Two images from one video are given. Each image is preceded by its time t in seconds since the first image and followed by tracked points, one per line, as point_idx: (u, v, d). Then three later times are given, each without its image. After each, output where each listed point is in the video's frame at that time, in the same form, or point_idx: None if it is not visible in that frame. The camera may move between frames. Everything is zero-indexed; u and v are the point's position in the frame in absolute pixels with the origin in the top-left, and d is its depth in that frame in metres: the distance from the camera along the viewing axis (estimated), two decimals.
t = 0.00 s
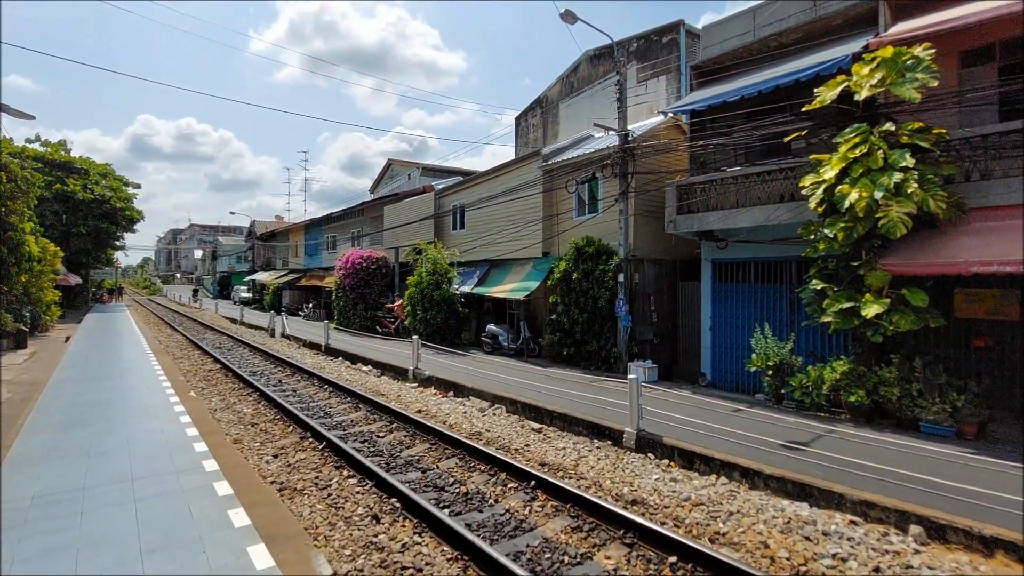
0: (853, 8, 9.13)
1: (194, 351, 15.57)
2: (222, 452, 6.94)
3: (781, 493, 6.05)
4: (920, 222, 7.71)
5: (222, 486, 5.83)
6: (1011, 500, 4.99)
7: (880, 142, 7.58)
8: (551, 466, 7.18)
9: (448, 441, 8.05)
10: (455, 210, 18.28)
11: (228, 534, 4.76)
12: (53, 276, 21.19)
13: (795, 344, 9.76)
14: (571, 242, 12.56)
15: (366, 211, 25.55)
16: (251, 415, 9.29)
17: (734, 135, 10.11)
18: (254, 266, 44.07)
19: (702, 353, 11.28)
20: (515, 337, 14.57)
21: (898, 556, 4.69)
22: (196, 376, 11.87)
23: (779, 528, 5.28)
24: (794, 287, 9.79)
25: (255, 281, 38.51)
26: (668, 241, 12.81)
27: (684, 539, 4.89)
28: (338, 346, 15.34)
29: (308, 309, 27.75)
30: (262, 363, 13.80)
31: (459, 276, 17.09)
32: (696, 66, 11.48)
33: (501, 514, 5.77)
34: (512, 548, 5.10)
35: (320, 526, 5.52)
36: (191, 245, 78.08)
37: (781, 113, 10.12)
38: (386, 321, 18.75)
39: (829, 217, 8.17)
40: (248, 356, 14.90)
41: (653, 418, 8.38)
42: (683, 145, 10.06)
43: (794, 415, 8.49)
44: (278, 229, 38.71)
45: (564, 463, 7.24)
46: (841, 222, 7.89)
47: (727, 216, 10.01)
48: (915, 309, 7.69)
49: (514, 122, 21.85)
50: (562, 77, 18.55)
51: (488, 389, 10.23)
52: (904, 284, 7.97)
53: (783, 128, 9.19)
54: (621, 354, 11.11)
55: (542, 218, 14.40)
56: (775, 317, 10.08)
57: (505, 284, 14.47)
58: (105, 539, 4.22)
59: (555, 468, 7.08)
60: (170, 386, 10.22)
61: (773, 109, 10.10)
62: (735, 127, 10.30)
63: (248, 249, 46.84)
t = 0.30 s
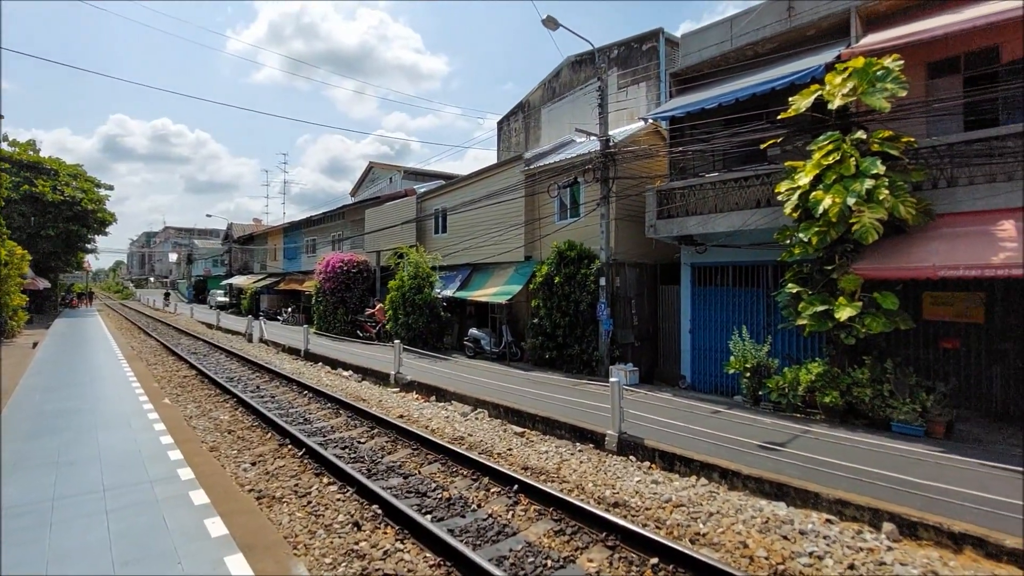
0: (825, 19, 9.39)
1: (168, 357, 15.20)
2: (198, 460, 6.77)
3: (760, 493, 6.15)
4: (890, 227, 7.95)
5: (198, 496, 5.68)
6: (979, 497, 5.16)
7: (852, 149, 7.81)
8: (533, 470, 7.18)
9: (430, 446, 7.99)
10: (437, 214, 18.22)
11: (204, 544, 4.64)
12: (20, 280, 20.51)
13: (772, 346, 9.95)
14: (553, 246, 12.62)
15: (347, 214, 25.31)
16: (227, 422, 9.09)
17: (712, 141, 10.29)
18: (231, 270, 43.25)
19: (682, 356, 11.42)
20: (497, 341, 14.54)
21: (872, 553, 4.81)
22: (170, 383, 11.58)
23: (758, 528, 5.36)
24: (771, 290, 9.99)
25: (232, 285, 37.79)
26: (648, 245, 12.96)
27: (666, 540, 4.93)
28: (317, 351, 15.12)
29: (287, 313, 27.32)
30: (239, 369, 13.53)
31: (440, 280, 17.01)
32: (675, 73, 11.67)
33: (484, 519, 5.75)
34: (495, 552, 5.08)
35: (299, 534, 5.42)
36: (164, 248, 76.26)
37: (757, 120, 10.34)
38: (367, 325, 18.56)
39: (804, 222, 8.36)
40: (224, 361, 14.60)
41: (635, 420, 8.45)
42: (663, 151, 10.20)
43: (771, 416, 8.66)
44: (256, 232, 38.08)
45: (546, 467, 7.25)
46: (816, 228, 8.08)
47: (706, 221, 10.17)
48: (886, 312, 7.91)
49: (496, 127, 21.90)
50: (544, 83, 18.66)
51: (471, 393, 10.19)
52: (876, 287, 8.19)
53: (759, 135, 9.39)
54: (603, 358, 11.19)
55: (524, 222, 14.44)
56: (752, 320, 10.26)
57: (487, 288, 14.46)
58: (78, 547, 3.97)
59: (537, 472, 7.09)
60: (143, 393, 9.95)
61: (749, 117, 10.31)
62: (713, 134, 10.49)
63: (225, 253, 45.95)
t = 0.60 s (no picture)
0: (812, 26, 9.52)
1: (154, 361, 14.98)
2: (186, 465, 6.68)
3: (749, 494, 6.20)
4: (876, 231, 8.08)
5: (186, 501, 5.60)
6: (962, 496, 5.24)
7: (838, 154, 7.92)
8: (525, 473, 7.17)
9: (421, 450, 7.95)
10: (428, 217, 18.18)
11: (191, 549, 4.57)
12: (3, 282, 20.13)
13: (761, 348, 10.04)
14: (544, 248, 12.65)
15: (337, 216, 25.17)
16: (215, 426, 8.98)
17: (702, 145, 10.38)
18: (219, 272, 42.81)
19: (672, 358, 11.48)
20: (488, 344, 14.53)
21: (859, 552, 4.86)
22: (157, 386, 11.42)
23: (747, 529, 5.41)
24: (760, 293, 10.09)
25: (220, 287, 37.40)
26: (638, 248, 13.03)
27: (657, 542, 4.95)
28: (307, 354, 15.00)
29: (275, 315, 27.08)
30: (227, 373, 13.38)
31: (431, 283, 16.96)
32: (665, 78, 11.76)
33: (475, 523, 5.74)
34: (486, 555, 5.07)
35: (289, 539, 5.36)
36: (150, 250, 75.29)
37: (746, 125, 10.45)
38: (357, 328, 18.46)
39: (792, 226, 8.46)
40: (212, 365, 14.43)
41: (626, 423, 8.48)
42: (653, 155, 10.27)
43: (760, 418, 8.74)
44: (245, 234, 37.74)
45: (537, 470, 7.25)
46: (803, 231, 8.18)
47: (695, 224, 10.25)
48: (872, 314, 8.03)
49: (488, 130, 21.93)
50: (535, 86, 18.72)
51: (462, 396, 10.17)
52: (862, 290, 8.30)
53: (747, 140, 9.50)
54: (594, 360, 11.22)
55: (515, 225, 14.46)
56: (741, 322, 10.35)
57: (478, 290, 14.45)
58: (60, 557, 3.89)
59: (528, 474, 7.09)
60: (129, 398, 9.79)
61: (738, 122, 10.41)
62: (702, 138, 10.58)
63: (213, 255, 45.47)
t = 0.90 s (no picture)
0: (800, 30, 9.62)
1: (141, 362, 14.79)
2: (174, 467, 6.60)
3: (738, 493, 6.25)
4: (863, 233, 8.19)
5: (173, 503, 5.53)
6: (946, 495, 5.33)
7: (826, 157, 8.02)
8: (516, 473, 7.17)
9: (412, 451, 7.92)
10: (419, 217, 18.13)
11: (179, 552, 4.51)
12: None
13: (749, 349, 10.13)
14: (535, 249, 12.67)
15: (327, 216, 25.01)
16: (203, 428, 8.89)
17: (692, 147, 10.45)
18: (207, 271, 42.39)
19: (663, 358, 11.55)
20: (479, 344, 14.52)
21: (845, 550, 4.93)
22: (144, 388, 11.28)
23: (736, 528, 5.45)
24: (749, 294, 10.18)
25: (208, 287, 37.01)
26: (629, 249, 13.10)
27: (647, 541, 4.98)
28: (297, 355, 14.90)
29: (265, 316, 26.85)
30: (215, 374, 13.24)
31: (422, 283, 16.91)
32: (656, 80, 11.83)
33: (466, 523, 5.73)
34: (477, 556, 5.07)
35: (278, 541, 5.32)
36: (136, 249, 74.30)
37: (735, 128, 10.54)
38: (348, 328, 18.36)
39: (780, 228, 8.55)
40: (200, 365, 14.28)
41: (617, 423, 8.52)
42: (644, 156, 10.33)
43: (749, 418, 8.82)
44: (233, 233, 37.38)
45: (528, 470, 7.26)
46: (791, 233, 8.26)
47: (685, 226, 10.32)
48: (858, 316, 8.13)
49: (479, 130, 21.91)
50: (527, 87, 18.73)
51: (453, 397, 10.15)
52: (849, 291, 8.40)
53: (737, 142, 9.58)
54: (585, 360, 11.26)
55: (507, 226, 14.46)
56: (731, 323, 10.43)
57: (469, 291, 14.43)
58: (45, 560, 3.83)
59: (519, 475, 7.09)
60: (116, 399, 9.66)
61: (728, 124, 10.50)
62: (693, 140, 10.65)
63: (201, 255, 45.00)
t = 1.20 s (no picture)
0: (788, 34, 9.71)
1: (126, 362, 14.59)
2: (159, 469, 6.52)
3: (726, 493, 6.30)
4: (849, 235, 8.29)
5: (159, 506, 5.45)
6: (929, 494, 5.41)
7: (812, 160, 8.12)
8: (506, 474, 7.17)
9: (402, 452, 7.89)
10: (410, 217, 18.07)
11: (165, 556, 4.45)
12: None
13: (738, 350, 10.21)
14: (526, 250, 12.69)
15: (317, 216, 24.84)
16: (190, 430, 8.78)
17: (682, 150, 10.51)
18: (194, 271, 41.90)
19: (652, 359, 11.60)
20: (469, 345, 14.50)
21: (831, 549, 4.98)
22: (129, 389, 11.11)
23: (724, 527, 5.50)
24: (737, 295, 10.26)
25: (195, 287, 36.58)
26: (619, 250, 13.15)
27: (637, 541, 5.00)
28: (285, 355, 14.78)
29: (253, 316, 26.59)
30: (202, 375, 13.10)
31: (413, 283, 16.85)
32: (646, 83, 11.89)
33: (456, 525, 5.71)
34: (467, 558, 5.06)
35: (265, 544, 5.26)
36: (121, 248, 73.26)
37: (724, 130, 10.62)
38: (338, 329, 18.26)
39: (768, 230, 8.64)
40: (186, 366, 14.11)
41: (607, 424, 8.54)
42: (635, 158, 10.38)
43: (737, 418, 8.89)
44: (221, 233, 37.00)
45: (518, 471, 7.26)
46: (779, 235, 8.34)
47: (675, 227, 10.38)
48: (844, 317, 8.23)
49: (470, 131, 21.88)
50: (518, 88, 18.75)
51: (443, 398, 10.12)
52: (835, 293, 8.51)
53: (726, 145, 9.67)
54: (575, 361, 11.28)
55: (497, 227, 14.46)
56: (720, 324, 10.51)
57: (460, 291, 14.41)
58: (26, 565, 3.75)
59: (510, 476, 7.09)
60: (100, 401, 9.52)
61: (717, 127, 10.58)
62: (682, 142, 10.73)
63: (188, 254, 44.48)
